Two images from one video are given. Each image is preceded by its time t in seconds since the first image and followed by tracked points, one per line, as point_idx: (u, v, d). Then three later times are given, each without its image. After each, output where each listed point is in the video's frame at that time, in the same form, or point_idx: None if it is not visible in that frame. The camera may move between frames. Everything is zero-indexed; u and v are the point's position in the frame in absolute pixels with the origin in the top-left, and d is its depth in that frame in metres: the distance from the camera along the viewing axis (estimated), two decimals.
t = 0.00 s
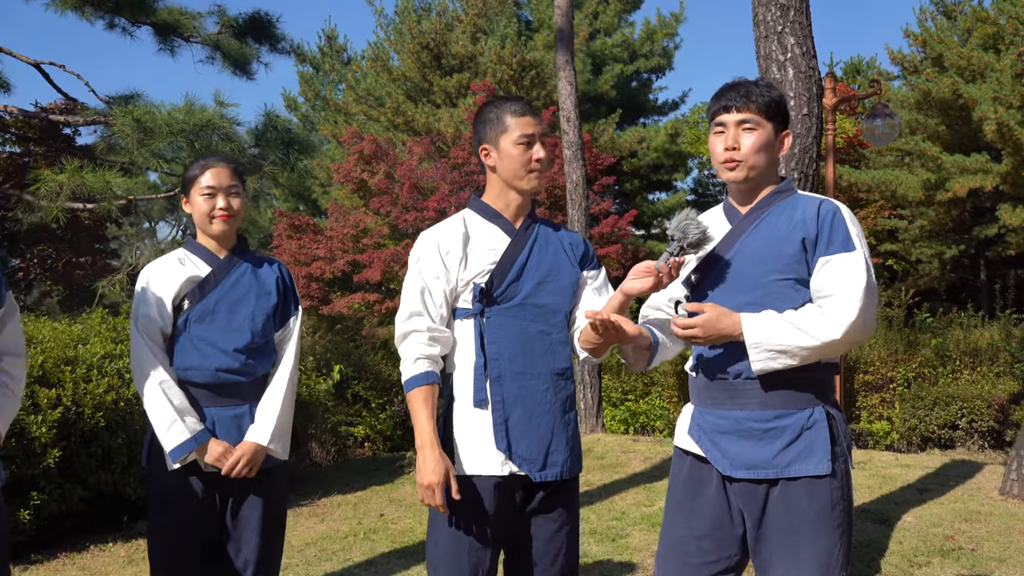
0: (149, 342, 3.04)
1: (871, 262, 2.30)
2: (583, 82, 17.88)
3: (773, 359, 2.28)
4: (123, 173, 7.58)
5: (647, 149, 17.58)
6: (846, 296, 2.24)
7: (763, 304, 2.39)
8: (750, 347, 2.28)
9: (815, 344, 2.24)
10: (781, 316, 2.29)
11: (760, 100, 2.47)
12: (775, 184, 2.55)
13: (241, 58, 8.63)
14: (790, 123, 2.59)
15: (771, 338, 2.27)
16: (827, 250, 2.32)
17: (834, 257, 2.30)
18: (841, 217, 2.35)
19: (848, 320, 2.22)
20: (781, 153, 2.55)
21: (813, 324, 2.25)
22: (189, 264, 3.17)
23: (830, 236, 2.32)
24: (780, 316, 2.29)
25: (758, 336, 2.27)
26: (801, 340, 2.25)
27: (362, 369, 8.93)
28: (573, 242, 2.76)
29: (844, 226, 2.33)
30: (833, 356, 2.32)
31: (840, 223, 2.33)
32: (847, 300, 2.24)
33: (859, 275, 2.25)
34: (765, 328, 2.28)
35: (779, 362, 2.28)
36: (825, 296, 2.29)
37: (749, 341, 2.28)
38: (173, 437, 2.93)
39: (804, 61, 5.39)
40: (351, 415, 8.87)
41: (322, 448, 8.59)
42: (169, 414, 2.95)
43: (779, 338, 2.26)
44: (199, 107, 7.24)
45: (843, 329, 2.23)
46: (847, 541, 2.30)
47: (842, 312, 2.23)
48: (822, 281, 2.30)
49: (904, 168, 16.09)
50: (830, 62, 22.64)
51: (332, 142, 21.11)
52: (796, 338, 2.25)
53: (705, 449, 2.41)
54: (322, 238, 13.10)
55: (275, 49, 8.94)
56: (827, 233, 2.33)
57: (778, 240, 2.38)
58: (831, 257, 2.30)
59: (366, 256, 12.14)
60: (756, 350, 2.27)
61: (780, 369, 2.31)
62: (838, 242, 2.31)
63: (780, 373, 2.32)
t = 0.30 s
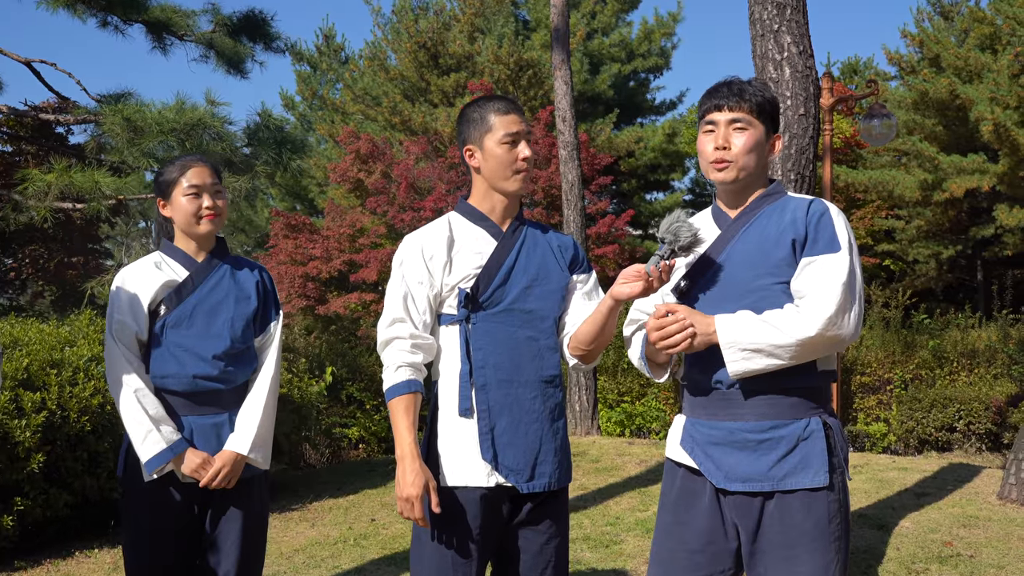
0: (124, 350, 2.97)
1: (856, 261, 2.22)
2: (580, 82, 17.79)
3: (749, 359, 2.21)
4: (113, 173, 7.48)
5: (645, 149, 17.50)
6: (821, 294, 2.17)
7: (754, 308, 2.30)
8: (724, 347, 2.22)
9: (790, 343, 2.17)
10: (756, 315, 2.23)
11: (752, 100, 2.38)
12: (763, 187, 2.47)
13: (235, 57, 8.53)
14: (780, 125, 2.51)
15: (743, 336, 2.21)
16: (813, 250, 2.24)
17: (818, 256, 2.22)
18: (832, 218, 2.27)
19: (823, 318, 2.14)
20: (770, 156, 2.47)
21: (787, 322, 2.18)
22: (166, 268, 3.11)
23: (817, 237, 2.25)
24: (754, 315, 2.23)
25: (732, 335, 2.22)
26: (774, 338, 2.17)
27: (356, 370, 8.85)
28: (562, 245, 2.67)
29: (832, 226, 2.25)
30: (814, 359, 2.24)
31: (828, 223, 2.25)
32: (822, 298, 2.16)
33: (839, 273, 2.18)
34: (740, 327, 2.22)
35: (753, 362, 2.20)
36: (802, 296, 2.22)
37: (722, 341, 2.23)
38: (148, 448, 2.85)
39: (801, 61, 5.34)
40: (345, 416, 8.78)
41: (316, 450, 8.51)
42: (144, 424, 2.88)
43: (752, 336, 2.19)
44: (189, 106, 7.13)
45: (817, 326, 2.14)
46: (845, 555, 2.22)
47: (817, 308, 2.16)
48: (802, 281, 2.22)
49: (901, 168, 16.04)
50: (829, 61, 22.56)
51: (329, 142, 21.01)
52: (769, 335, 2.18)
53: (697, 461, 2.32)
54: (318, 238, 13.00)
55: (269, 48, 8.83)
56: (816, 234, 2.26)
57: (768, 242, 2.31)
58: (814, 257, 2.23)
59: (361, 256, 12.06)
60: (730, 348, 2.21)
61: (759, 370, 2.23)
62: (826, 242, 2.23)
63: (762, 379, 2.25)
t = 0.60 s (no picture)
0: (107, 354, 2.90)
1: (853, 264, 2.17)
2: (577, 83, 17.75)
3: (748, 372, 2.16)
4: (104, 173, 7.40)
5: (641, 150, 17.46)
6: (821, 301, 2.12)
7: (747, 312, 2.24)
8: (722, 360, 2.17)
9: (791, 353, 2.11)
10: (755, 325, 2.17)
11: (743, 101, 2.31)
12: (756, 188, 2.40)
13: (229, 57, 8.46)
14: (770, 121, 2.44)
15: (742, 348, 2.15)
16: (808, 252, 2.18)
17: (814, 260, 2.16)
18: (826, 219, 2.22)
19: (822, 327, 2.09)
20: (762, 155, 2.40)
21: (786, 331, 2.12)
22: (148, 270, 3.05)
23: (811, 239, 2.19)
24: (753, 324, 2.17)
25: (731, 347, 2.16)
26: (774, 349, 2.12)
27: (351, 371, 8.78)
28: (553, 246, 2.61)
29: (827, 227, 2.20)
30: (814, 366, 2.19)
31: (822, 225, 2.20)
32: (822, 307, 2.11)
33: (837, 278, 2.12)
34: (737, 338, 2.17)
35: (753, 373, 2.15)
36: (801, 302, 2.16)
37: (723, 353, 2.17)
38: (133, 454, 2.78)
39: (797, 59, 5.31)
40: (339, 418, 8.72)
41: (309, 452, 8.45)
42: (130, 429, 2.80)
43: (751, 348, 2.14)
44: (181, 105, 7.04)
45: (818, 335, 2.09)
46: (844, 562, 2.17)
47: (818, 316, 2.10)
48: (800, 284, 2.17)
49: (898, 169, 16.02)
50: (826, 62, 22.53)
51: (324, 142, 20.94)
52: (769, 346, 2.13)
53: (691, 468, 2.27)
54: (314, 239, 13.05)
55: (264, 47, 8.75)
56: (809, 236, 2.20)
57: (761, 244, 2.25)
58: (811, 260, 2.17)
59: (357, 256, 12.00)
60: (730, 362, 2.16)
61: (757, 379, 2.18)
62: (820, 245, 2.17)
63: (757, 385, 2.20)
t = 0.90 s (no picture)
0: (87, 356, 2.84)
1: (849, 266, 2.13)
2: (570, 84, 17.72)
3: (745, 376, 2.11)
4: (92, 173, 7.31)
5: (634, 151, 17.43)
6: (820, 303, 2.08)
7: (740, 314, 2.20)
8: (719, 365, 2.12)
9: (789, 358, 2.07)
10: (752, 328, 2.12)
11: (737, 98, 2.25)
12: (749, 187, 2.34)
13: (219, 56, 8.38)
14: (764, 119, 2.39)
15: (739, 352, 2.11)
16: (804, 254, 2.14)
17: (811, 262, 2.12)
18: (821, 219, 2.17)
19: (822, 331, 2.05)
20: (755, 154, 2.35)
21: (785, 334, 2.08)
22: (129, 271, 2.99)
23: (808, 240, 2.15)
24: (751, 328, 2.12)
25: (727, 350, 2.12)
26: (772, 353, 2.08)
27: (342, 373, 8.71)
28: (541, 246, 2.56)
29: (822, 228, 2.15)
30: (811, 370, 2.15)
31: (818, 226, 2.16)
32: (821, 310, 2.07)
33: (837, 280, 2.08)
34: (733, 342, 2.12)
35: (751, 378, 2.11)
36: (799, 305, 2.12)
37: (719, 358, 2.12)
38: (114, 459, 2.71)
39: (789, 59, 5.28)
40: (330, 420, 8.61)
41: (300, 455, 8.38)
42: (110, 434, 2.74)
43: (749, 353, 2.09)
44: (170, 104, 6.96)
45: (817, 340, 2.05)
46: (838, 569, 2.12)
47: (817, 320, 2.06)
48: (798, 286, 2.12)
49: (890, 170, 16.03)
50: (819, 64, 22.54)
51: (317, 143, 20.86)
52: (768, 350, 2.08)
53: (682, 474, 2.22)
54: (306, 241, 12.92)
55: (254, 47, 8.67)
56: (805, 237, 2.16)
57: (755, 244, 2.20)
58: (807, 262, 2.13)
59: (348, 257, 11.93)
60: (727, 367, 2.11)
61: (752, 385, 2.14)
62: (817, 246, 2.13)
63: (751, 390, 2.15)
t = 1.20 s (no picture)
0: (76, 359, 2.79)
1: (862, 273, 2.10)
2: (565, 84, 17.69)
3: (758, 380, 2.07)
4: (85, 173, 7.25)
5: (630, 152, 17.40)
6: (838, 311, 2.04)
7: (745, 319, 2.16)
8: (732, 365, 2.08)
9: (804, 364, 2.03)
10: (767, 331, 2.08)
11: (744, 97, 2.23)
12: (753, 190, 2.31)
13: (214, 56, 8.32)
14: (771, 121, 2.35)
15: (755, 355, 2.06)
16: (816, 260, 2.11)
17: (824, 268, 2.09)
18: (832, 225, 2.14)
19: (839, 339, 2.01)
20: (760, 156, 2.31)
21: (803, 340, 2.04)
22: (120, 272, 2.94)
23: (819, 245, 2.11)
24: (766, 331, 2.08)
25: (742, 353, 2.07)
26: (787, 359, 2.04)
27: (337, 374, 8.66)
28: (538, 250, 2.52)
29: (834, 233, 2.12)
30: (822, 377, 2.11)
31: (829, 231, 2.12)
32: (839, 317, 2.03)
33: (852, 288, 2.05)
34: (747, 344, 2.07)
35: (763, 382, 2.07)
36: (815, 311, 2.08)
37: (733, 359, 2.07)
38: (102, 463, 2.67)
39: (788, 58, 5.26)
40: (325, 421, 8.54)
41: (293, 457, 8.32)
42: (99, 437, 2.70)
43: (764, 356, 2.05)
44: (163, 104, 6.90)
45: (834, 348, 2.02)
46: None
47: (834, 328, 2.02)
48: (810, 293, 2.10)
49: (885, 172, 16.04)
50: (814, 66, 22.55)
51: (312, 143, 20.79)
52: (784, 355, 2.04)
53: (682, 479, 2.19)
54: (301, 241, 12.88)
55: (249, 47, 8.61)
56: (814, 241, 2.12)
57: (761, 247, 2.16)
58: (820, 268, 2.10)
59: (343, 258, 11.87)
60: (740, 368, 2.06)
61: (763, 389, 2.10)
62: (830, 251, 2.10)
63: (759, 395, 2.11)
